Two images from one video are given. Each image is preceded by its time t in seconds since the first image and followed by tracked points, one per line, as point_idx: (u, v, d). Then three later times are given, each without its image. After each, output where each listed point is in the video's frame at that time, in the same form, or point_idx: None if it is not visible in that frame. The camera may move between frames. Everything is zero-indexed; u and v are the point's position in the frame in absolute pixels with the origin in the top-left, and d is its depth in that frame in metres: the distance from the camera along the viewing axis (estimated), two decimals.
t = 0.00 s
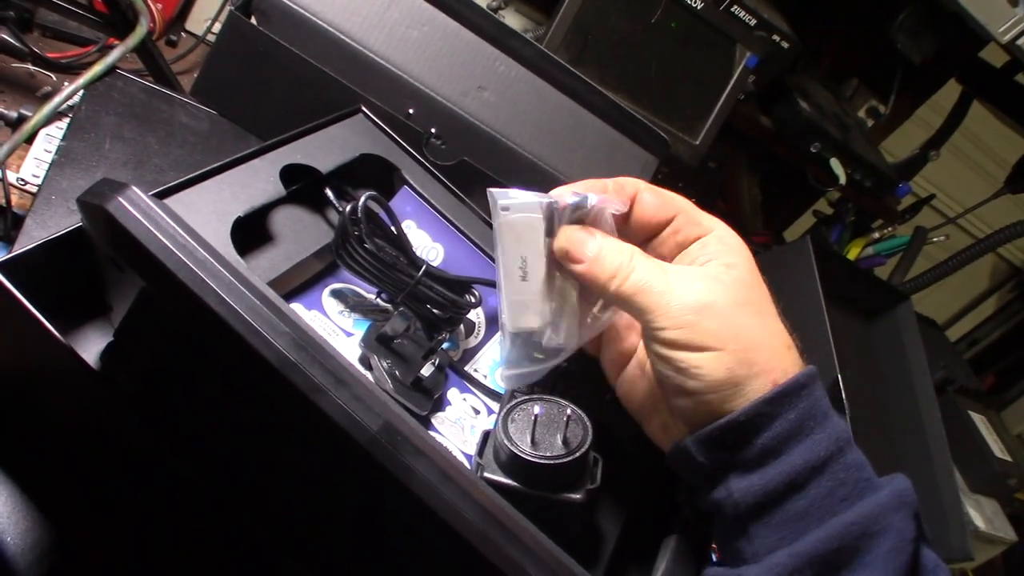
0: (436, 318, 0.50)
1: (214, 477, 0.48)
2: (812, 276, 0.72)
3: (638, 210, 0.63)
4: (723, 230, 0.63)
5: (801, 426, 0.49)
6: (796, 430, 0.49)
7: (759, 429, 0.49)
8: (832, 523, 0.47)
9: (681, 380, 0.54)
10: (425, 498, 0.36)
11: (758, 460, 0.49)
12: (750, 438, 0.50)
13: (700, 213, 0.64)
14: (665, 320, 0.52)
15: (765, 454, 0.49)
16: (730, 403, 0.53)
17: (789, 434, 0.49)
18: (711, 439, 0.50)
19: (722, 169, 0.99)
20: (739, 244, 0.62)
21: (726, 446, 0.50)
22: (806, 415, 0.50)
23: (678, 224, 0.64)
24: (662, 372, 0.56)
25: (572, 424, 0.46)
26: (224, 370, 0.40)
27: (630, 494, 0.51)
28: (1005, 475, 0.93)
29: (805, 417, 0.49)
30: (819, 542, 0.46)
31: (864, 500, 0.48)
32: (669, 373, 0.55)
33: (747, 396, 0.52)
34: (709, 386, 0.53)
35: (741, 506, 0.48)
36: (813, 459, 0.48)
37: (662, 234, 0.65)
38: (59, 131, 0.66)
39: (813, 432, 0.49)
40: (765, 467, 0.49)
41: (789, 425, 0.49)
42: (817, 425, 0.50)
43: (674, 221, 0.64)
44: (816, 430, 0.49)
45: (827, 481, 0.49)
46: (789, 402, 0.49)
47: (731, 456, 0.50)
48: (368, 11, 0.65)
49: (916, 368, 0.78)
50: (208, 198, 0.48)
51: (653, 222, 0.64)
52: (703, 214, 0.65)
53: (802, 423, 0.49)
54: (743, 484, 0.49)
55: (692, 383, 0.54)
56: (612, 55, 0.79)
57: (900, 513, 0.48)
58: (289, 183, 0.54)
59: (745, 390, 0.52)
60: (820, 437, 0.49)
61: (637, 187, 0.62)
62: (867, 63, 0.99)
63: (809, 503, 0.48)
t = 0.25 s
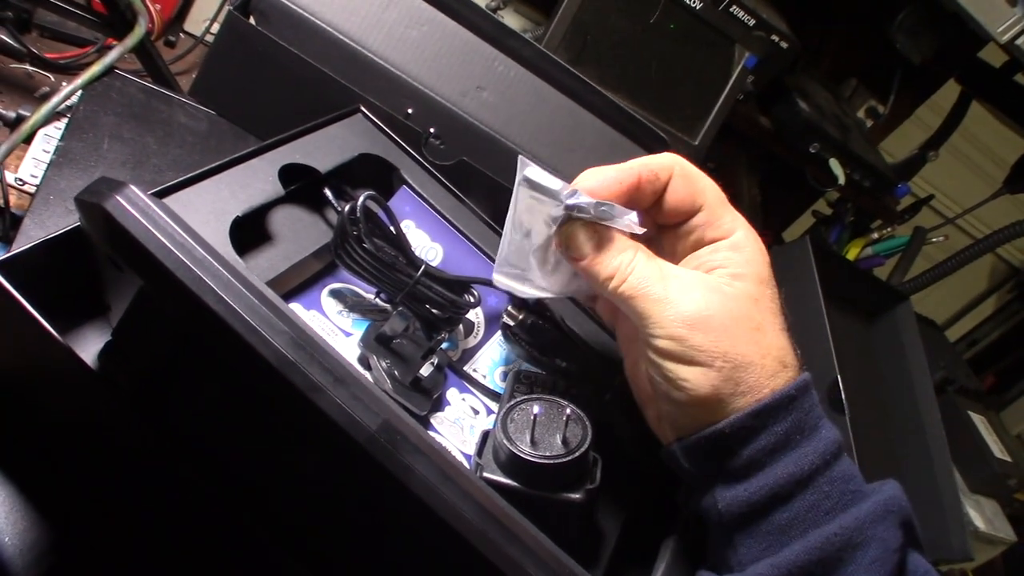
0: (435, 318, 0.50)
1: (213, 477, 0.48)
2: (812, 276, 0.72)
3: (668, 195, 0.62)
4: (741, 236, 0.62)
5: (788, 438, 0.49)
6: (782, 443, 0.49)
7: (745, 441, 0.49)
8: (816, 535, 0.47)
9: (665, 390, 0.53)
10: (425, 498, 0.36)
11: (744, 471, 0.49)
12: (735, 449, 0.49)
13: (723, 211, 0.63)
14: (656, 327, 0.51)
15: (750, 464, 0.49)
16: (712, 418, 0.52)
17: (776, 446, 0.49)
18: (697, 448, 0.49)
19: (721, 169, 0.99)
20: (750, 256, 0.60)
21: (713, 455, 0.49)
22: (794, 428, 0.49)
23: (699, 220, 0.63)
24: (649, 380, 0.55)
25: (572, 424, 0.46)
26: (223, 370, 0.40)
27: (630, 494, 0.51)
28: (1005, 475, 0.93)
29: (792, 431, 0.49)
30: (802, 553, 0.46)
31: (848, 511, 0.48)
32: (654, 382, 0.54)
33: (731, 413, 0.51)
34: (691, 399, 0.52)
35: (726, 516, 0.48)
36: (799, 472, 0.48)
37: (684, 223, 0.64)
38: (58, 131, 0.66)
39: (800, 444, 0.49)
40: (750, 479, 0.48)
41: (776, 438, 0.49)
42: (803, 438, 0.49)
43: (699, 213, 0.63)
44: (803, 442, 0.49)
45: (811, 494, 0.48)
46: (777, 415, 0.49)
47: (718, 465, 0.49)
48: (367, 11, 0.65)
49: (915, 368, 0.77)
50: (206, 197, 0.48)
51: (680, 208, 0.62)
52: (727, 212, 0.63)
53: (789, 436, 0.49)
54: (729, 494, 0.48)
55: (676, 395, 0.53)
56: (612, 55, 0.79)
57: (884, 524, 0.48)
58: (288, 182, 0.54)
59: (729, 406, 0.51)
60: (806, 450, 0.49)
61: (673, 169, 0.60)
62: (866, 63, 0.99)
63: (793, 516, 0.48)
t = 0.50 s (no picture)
0: (433, 319, 0.50)
1: (210, 479, 0.47)
2: (811, 275, 0.72)
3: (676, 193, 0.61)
4: (748, 236, 0.62)
5: (788, 438, 0.49)
6: (783, 443, 0.49)
7: (745, 441, 0.49)
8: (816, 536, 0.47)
9: (665, 388, 0.53)
10: (422, 500, 0.36)
11: (744, 470, 0.49)
12: (736, 448, 0.49)
13: (731, 210, 0.63)
14: (659, 326, 0.51)
15: (751, 464, 0.49)
16: (712, 417, 0.52)
17: (777, 446, 0.49)
18: (698, 447, 0.49)
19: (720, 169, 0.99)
20: (755, 257, 0.60)
21: (714, 454, 0.49)
22: (795, 427, 0.49)
23: (705, 219, 0.63)
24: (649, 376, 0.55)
25: (571, 424, 0.46)
26: (218, 372, 0.39)
27: (629, 495, 0.50)
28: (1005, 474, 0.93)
29: (793, 430, 0.49)
30: (802, 553, 0.46)
31: (848, 511, 0.48)
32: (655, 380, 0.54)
33: (731, 412, 0.51)
34: (692, 398, 0.52)
35: (726, 515, 0.48)
36: (799, 472, 0.48)
37: (691, 222, 0.64)
38: (53, 133, 0.66)
39: (801, 444, 0.49)
40: (751, 478, 0.48)
41: (776, 438, 0.48)
42: (804, 438, 0.49)
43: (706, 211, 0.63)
44: (803, 442, 0.49)
45: (811, 494, 0.48)
46: (778, 415, 0.49)
47: (718, 465, 0.49)
48: (363, 12, 0.64)
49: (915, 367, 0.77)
50: (203, 199, 0.47)
51: (687, 208, 0.62)
52: (734, 210, 0.63)
53: (790, 436, 0.49)
54: (729, 495, 0.48)
55: (677, 394, 0.53)
56: (610, 55, 0.79)
57: (885, 523, 0.48)
58: (285, 184, 0.53)
59: (730, 407, 0.51)
60: (806, 450, 0.49)
61: (682, 168, 0.60)
62: (864, 61, 0.99)
63: (793, 515, 0.48)
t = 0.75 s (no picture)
0: (432, 321, 0.50)
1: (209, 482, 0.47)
2: (812, 276, 0.71)
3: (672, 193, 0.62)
4: (749, 232, 0.62)
5: (798, 433, 0.49)
6: (793, 438, 0.49)
7: (756, 436, 0.48)
8: (827, 531, 0.47)
9: (676, 379, 0.53)
10: (420, 505, 0.36)
11: (755, 466, 0.48)
12: (747, 443, 0.49)
13: (729, 209, 0.63)
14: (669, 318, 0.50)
15: (762, 460, 0.48)
16: (724, 410, 0.51)
17: (787, 441, 0.48)
18: (709, 444, 0.49)
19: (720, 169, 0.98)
20: (760, 253, 0.60)
21: (725, 450, 0.49)
22: (804, 422, 0.49)
23: (702, 218, 0.63)
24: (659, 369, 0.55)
25: (570, 426, 0.45)
26: (215, 376, 0.39)
27: (628, 498, 0.50)
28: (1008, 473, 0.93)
29: (803, 425, 0.49)
30: (814, 549, 0.46)
31: (857, 507, 0.48)
32: (666, 372, 0.54)
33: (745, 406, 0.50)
34: (705, 390, 0.51)
35: (736, 512, 0.48)
36: (809, 467, 0.48)
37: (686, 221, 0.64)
38: (51, 136, 0.66)
39: (810, 440, 0.49)
40: (762, 474, 0.48)
41: (788, 433, 0.48)
42: (814, 433, 0.49)
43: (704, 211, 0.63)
44: (812, 438, 0.49)
45: (821, 489, 0.48)
46: (788, 409, 0.49)
47: (728, 461, 0.49)
48: (361, 13, 0.64)
49: (917, 368, 0.77)
50: (201, 202, 0.47)
51: (684, 207, 0.62)
52: (732, 210, 0.63)
53: (800, 431, 0.49)
54: (739, 489, 0.48)
55: (689, 386, 0.52)
56: (609, 56, 0.79)
57: (894, 518, 0.48)
58: (283, 186, 0.53)
59: (743, 401, 0.50)
60: (816, 445, 0.48)
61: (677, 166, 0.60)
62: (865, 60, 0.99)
63: (803, 510, 0.48)
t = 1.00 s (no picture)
0: (433, 321, 0.50)
1: (208, 484, 0.47)
2: (813, 275, 0.71)
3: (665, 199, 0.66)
4: (745, 230, 0.65)
5: (807, 425, 0.49)
6: (802, 429, 0.49)
7: (766, 427, 0.49)
8: (838, 523, 0.46)
9: (691, 368, 0.55)
10: (421, 506, 0.35)
11: (765, 458, 0.48)
12: (756, 435, 0.49)
13: (725, 214, 0.67)
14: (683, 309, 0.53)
15: (772, 452, 0.48)
16: (739, 396, 0.54)
17: (797, 433, 0.49)
18: (719, 435, 0.49)
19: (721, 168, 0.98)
20: (759, 249, 0.63)
21: (735, 441, 0.49)
22: (813, 415, 0.49)
23: (702, 223, 0.67)
24: (671, 360, 0.57)
25: (571, 426, 0.45)
26: (214, 376, 0.39)
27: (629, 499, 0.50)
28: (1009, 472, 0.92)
29: (812, 417, 0.49)
30: (828, 542, 0.45)
31: (866, 500, 0.48)
32: (680, 362, 0.56)
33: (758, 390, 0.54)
34: (721, 376, 0.54)
35: (746, 504, 0.48)
36: (818, 459, 0.48)
37: (686, 227, 0.68)
38: (50, 136, 0.66)
39: (819, 432, 0.49)
40: (772, 465, 0.48)
41: (798, 424, 0.48)
42: (822, 426, 0.49)
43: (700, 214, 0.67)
44: (821, 430, 0.49)
45: (831, 481, 0.48)
46: (798, 401, 0.49)
47: (737, 452, 0.49)
48: (361, 12, 0.64)
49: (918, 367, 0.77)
50: (200, 202, 0.47)
51: (679, 212, 0.67)
52: (728, 215, 0.67)
53: (808, 423, 0.49)
54: (748, 482, 0.48)
55: (703, 373, 0.55)
56: (609, 55, 0.79)
57: (903, 512, 0.47)
58: (282, 185, 0.53)
59: (757, 386, 0.54)
60: (824, 437, 0.49)
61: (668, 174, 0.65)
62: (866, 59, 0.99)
63: (813, 503, 0.48)
